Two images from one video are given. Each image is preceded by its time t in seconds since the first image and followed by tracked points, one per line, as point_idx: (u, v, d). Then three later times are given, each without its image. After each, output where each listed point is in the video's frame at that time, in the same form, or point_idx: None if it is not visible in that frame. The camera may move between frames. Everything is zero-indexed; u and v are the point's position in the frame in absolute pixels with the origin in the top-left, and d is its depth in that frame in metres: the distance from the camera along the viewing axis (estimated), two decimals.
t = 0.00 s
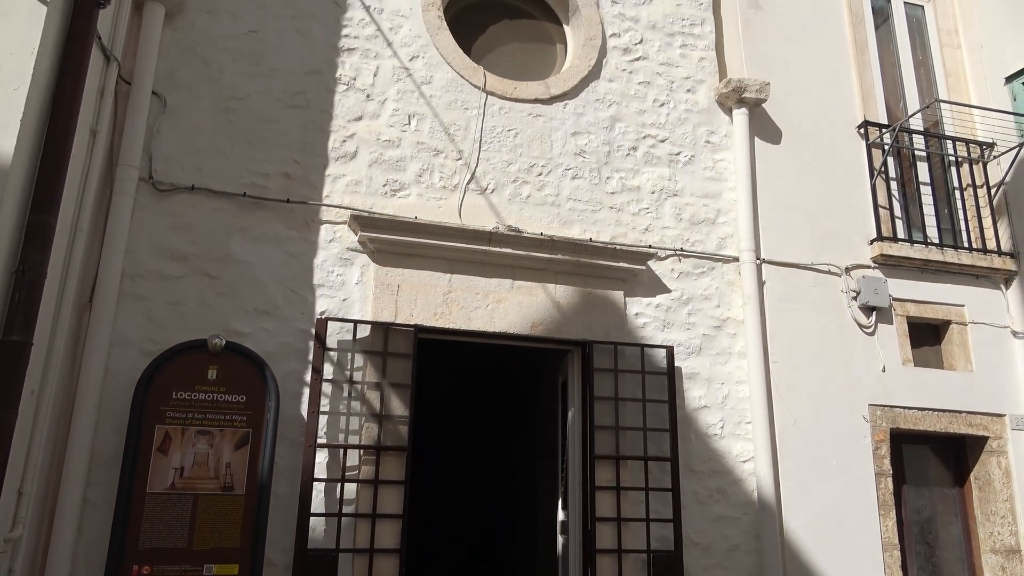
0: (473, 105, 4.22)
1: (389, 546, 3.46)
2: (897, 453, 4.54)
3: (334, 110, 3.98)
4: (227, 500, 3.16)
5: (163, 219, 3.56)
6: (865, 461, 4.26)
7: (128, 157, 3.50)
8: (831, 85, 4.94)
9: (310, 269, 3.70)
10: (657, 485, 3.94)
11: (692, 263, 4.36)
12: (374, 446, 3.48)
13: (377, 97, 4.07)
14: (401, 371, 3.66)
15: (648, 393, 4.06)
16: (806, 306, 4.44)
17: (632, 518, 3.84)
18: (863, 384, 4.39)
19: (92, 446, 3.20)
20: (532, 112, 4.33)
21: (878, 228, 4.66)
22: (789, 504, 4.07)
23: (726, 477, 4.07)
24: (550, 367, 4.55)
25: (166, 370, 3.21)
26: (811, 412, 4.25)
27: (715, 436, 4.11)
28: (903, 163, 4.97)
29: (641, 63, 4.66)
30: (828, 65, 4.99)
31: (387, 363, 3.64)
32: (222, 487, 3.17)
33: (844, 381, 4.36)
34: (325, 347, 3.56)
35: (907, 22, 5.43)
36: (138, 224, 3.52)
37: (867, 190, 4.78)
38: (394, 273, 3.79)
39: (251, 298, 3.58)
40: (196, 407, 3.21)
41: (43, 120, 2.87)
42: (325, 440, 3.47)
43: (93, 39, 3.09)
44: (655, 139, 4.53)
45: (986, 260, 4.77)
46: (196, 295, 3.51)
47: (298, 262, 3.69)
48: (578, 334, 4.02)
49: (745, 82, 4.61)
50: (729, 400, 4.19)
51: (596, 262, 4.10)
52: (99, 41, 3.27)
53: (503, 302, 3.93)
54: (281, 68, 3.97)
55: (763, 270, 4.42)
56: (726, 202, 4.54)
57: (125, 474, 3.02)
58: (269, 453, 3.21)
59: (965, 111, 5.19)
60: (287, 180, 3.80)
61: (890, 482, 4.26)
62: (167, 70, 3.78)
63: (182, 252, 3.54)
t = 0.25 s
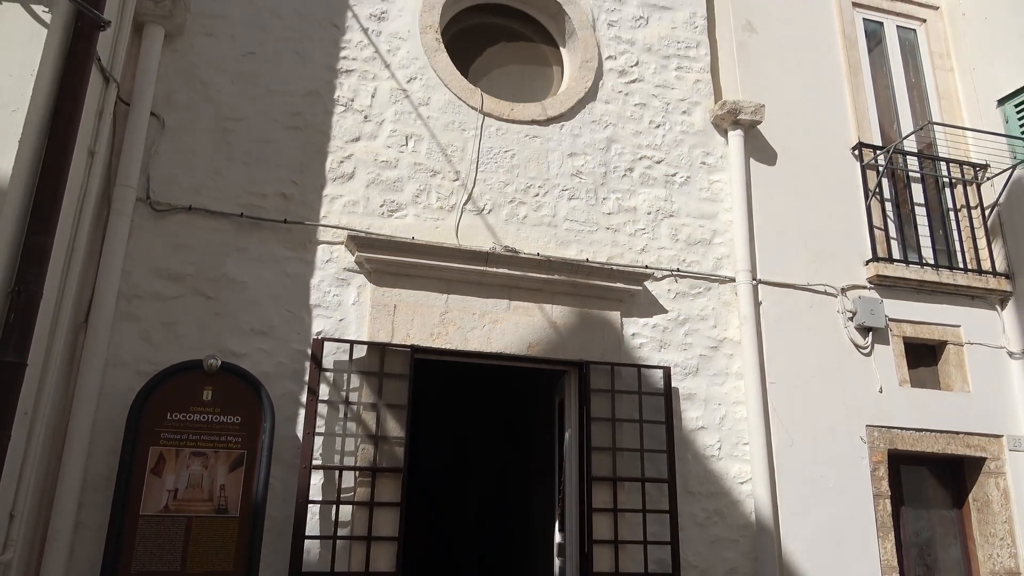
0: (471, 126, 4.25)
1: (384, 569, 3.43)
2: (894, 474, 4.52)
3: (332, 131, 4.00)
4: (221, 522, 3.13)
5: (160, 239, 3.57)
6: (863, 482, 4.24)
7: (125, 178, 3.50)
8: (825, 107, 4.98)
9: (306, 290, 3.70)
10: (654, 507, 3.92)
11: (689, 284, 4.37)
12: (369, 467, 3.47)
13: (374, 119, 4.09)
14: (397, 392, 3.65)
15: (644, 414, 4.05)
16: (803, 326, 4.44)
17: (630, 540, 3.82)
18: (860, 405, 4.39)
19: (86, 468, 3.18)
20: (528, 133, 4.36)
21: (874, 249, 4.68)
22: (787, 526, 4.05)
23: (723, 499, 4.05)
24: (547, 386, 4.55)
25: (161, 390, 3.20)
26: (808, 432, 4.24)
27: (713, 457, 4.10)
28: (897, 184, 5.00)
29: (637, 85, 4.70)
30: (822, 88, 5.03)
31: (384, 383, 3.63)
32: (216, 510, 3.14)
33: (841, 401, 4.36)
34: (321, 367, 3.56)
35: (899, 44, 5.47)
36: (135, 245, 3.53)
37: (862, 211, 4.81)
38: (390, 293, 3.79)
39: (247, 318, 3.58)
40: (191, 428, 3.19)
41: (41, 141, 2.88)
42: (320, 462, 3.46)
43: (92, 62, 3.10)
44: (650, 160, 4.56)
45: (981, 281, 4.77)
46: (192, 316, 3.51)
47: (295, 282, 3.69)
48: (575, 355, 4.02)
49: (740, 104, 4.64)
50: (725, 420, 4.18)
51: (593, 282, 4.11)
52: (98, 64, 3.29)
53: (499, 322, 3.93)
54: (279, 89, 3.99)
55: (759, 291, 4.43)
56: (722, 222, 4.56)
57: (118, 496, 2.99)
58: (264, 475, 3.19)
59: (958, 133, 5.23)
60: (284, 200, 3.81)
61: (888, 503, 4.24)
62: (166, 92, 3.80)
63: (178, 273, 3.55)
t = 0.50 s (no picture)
0: (467, 153, 4.28)
1: None
2: (892, 502, 4.50)
3: (329, 158, 4.02)
4: (214, 551, 3.10)
5: (156, 265, 3.57)
6: (861, 511, 4.22)
7: (123, 203, 3.51)
8: (819, 136, 5.03)
9: (302, 315, 3.69)
10: (651, 536, 3.89)
11: (685, 310, 4.38)
12: (364, 495, 3.44)
13: (372, 146, 4.12)
14: (393, 419, 3.63)
15: (641, 441, 4.04)
16: (799, 353, 4.44)
17: (627, 569, 3.78)
18: (858, 432, 4.37)
19: (77, 495, 3.15)
20: (525, 160, 4.38)
21: (869, 276, 4.70)
22: (785, 555, 4.01)
23: (720, 527, 4.02)
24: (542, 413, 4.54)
25: (155, 417, 3.18)
26: (806, 460, 4.22)
27: (709, 485, 4.08)
28: (891, 212, 5.03)
29: (633, 113, 4.74)
30: (815, 116, 5.08)
31: (379, 410, 3.61)
32: (209, 538, 3.11)
33: (838, 429, 4.34)
34: (317, 394, 3.54)
35: (891, 74, 5.54)
36: (131, 271, 3.53)
37: (856, 238, 4.83)
38: (386, 319, 3.79)
39: (242, 344, 3.57)
40: (184, 455, 3.17)
41: (40, 168, 2.89)
42: (314, 490, 3.43)
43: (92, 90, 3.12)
44: (646, 187, 4.59)
45: (976, 308, 4.79)
46: (187, 342, 3.50)
47: (291, 308, 3.69)
48: (572, 381, 4.01)
49: (734, 132, 4.68)
50: (722, 448, 4.16)
51: (589, 309, 4.11)
52: (98, 92, 3.31)
53: (496, 348, 3.92)
54: (277, 116, 4.02)
55: (755, 317, 4.43)
56: (718, 249, 4.58)
57: (109, 524, 2.96)
58: (258, 503, 3.16)
59: (951, 162, 5.30)
60: (281, 226, 3.82)
61: (886, 532, 4.21)
62: (165, 119, 3.82)
63: (174, 299, 3.54)
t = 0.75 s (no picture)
0: (464, 175, 4.30)
1: None
2: (891, 524, 4.47)
3: (326, 180, 4.04)
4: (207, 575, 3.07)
5: (153, 286, 3.57)
6: (859, 533, 4.20)
7: (120, 225, 3.52)
8: (813, 157, 5.07)
9: (299, 337, 3.69)
10: (648, 559, 3.87)
11: (681, 331, 4.38)
12: (359, 518, 3.41)
13: (369, 168, 4.14)
14: (388, 440, 3.61)
15: (638, 462, 4.02)
16: (796, 374, 4.44)
17: None
18: (855, 453, 4.36)
19: (70, 519, 3.12)
20: (521, 182, 4.41)
21: (864, 297, 4.71)
22: None
23: (718, 550, 4.00)
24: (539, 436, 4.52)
25: (149, 440, 3.17)
26: (803, 482, 4.21)
27: (707, 507, 4.06)
28: (886, 233, 5.06)
29: (628, 135, 4.78)
30: (809, 138, 5.12)
31: (375, 432, 3.60)
32: (203, 562, 3.08)
33: (835, 450, 4.33)
34: (312, 416, 3.53)
35: (883, 96, 5.58)
36: (127, 292, 3.52)
37: (851, 259, 4.85)
38: (383, 341, 3.79)
39: (238, 366, 3.56)
40: (178, 478, 3.15)
41: (37, 190, 2.90)
42: (309, 513, 3.41)
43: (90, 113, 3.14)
44: (642, 208, 4.61)
45: (972, 328, 4.81)
46: (183, 364, 3.49)
47: (287, 329, 3.68)
48: (568, 403, 4.00)
49: (729, 154, 4.71)
50: (720, 469, 4.15)
51: (585, 330, 4.11)
52: (97, 115, 3.32)
53: (492, 369, 3.92)
54: (274, 138, 4.04)
55: (752, 339, 4.44)
56: (714, 270, 4.59)
57: (102, 548, 2.94)
58: (252, 526, 3.13)
59: (945, 183, 5.33)
60: (278, 248, 3.82)
61: (885, 554, 4.19)
62: (162, 141, 3.84)
63: (170, 320, 3.54)
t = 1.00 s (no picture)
0: (461, 193, 4.31)
1: None
2: (889, 544, 4.44)
3: (323, 198, 4.05)
4: None
5: (148, 304, 3.56)
6: (857, 552, 4.18)
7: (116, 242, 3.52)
8: (808, 176, 5.10)
9: (294, 355, 3.68)
10: None
11: (677, 349, 4.38)
12: (354, 537, 3.39)
13: (366, 186, 4.15)
14: (384, 459, 3.59)
15: (635, 481, 4.01)
16: (792, 391, 4.44)
17: None
18: (852, 472, 4.35)
19: (62, 538, 3.09)
20: (517, 200, 4.42)
21: (860, 315, 4.72)
22: None
23: (715, 569, 3.98)
24: (534, 454, 4.50)
25: (142, 458, 3.16)
26: (801, 500, 4.19)
27: (704, 526, 4.04)
28: (881, 251, 5.08)
29: (624, 153, 4.80)
30: (804, 157, 5.15)
31: (370, 451, 3.58)
32: None
33: (832, 469, 4.32)
34: (307, 434, 3.51)
35: (877, 116, 5.63)
36: (122, 309, 3.52)
37: (847, 277, 4.87)
38: (378, 358, 3.78)
39: (233, 383, 3.55)
40: (172, 496, 3.13)
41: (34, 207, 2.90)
42: (304, 532, 3.38)
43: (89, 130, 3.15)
44: (638, 227, 4.62)
45: (967, 345, 4.82)
46: (177, 381, 3.48)
47: (283, 347, 3.68)
48: (565, 421, 3.99)
49: (724, 172, 4.73)
50: (716, 488, 4.14)
51: (582, 348, 4.11)
52: (95, 133, 3.34)
53: (488, 387, 3.91)
54: (271, 156, 4.06)
55: (748, 357, 4.44)
56: (710, 288, 4.60)
57: (94, 568, 2.91)
58: (245, 546, 3.11)
59: (938, 202, 5.36)
60: (274, 265, 3.82)
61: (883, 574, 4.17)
62: (160, 159, 3.85)
63: (166, 338, 3.53)
